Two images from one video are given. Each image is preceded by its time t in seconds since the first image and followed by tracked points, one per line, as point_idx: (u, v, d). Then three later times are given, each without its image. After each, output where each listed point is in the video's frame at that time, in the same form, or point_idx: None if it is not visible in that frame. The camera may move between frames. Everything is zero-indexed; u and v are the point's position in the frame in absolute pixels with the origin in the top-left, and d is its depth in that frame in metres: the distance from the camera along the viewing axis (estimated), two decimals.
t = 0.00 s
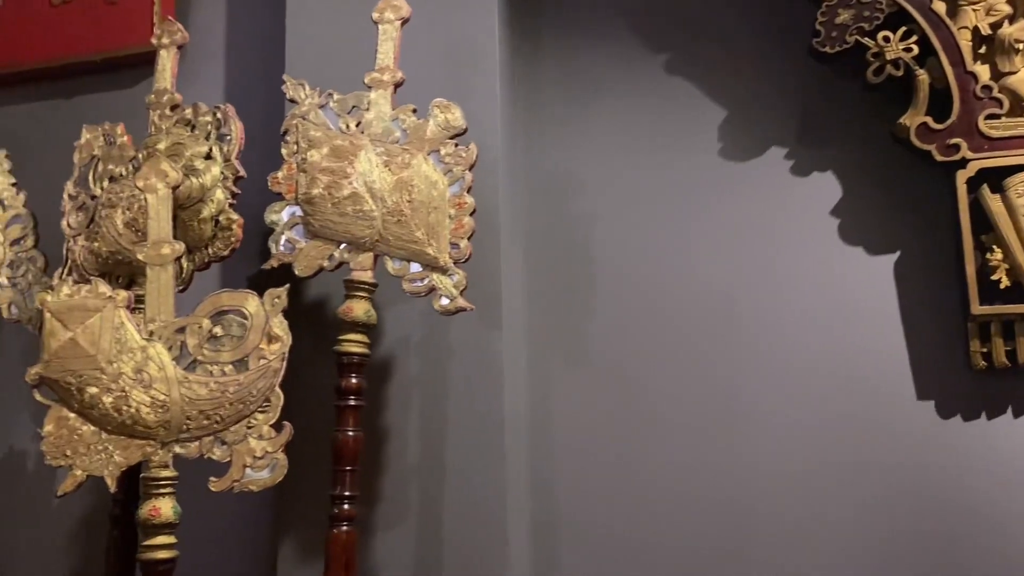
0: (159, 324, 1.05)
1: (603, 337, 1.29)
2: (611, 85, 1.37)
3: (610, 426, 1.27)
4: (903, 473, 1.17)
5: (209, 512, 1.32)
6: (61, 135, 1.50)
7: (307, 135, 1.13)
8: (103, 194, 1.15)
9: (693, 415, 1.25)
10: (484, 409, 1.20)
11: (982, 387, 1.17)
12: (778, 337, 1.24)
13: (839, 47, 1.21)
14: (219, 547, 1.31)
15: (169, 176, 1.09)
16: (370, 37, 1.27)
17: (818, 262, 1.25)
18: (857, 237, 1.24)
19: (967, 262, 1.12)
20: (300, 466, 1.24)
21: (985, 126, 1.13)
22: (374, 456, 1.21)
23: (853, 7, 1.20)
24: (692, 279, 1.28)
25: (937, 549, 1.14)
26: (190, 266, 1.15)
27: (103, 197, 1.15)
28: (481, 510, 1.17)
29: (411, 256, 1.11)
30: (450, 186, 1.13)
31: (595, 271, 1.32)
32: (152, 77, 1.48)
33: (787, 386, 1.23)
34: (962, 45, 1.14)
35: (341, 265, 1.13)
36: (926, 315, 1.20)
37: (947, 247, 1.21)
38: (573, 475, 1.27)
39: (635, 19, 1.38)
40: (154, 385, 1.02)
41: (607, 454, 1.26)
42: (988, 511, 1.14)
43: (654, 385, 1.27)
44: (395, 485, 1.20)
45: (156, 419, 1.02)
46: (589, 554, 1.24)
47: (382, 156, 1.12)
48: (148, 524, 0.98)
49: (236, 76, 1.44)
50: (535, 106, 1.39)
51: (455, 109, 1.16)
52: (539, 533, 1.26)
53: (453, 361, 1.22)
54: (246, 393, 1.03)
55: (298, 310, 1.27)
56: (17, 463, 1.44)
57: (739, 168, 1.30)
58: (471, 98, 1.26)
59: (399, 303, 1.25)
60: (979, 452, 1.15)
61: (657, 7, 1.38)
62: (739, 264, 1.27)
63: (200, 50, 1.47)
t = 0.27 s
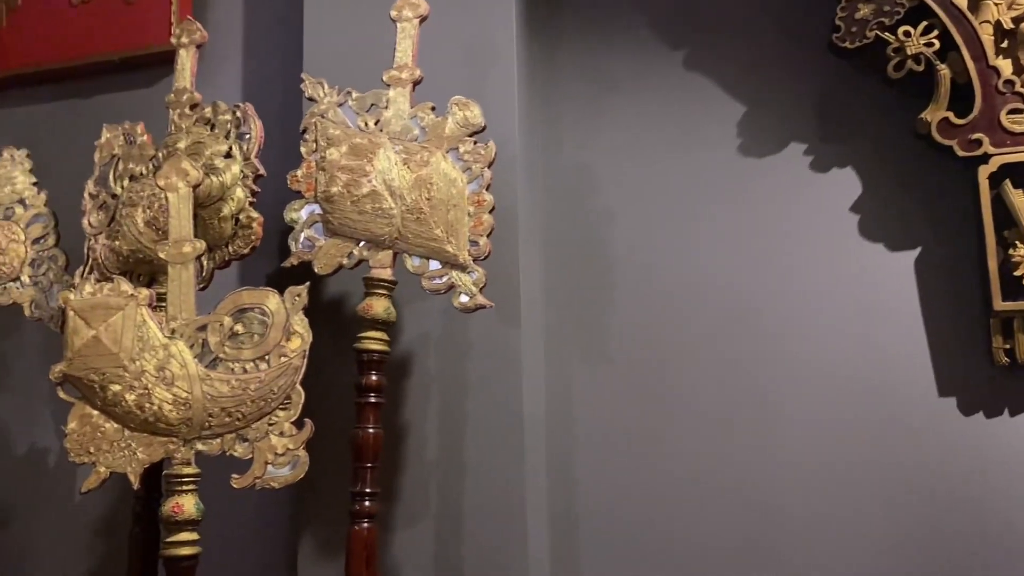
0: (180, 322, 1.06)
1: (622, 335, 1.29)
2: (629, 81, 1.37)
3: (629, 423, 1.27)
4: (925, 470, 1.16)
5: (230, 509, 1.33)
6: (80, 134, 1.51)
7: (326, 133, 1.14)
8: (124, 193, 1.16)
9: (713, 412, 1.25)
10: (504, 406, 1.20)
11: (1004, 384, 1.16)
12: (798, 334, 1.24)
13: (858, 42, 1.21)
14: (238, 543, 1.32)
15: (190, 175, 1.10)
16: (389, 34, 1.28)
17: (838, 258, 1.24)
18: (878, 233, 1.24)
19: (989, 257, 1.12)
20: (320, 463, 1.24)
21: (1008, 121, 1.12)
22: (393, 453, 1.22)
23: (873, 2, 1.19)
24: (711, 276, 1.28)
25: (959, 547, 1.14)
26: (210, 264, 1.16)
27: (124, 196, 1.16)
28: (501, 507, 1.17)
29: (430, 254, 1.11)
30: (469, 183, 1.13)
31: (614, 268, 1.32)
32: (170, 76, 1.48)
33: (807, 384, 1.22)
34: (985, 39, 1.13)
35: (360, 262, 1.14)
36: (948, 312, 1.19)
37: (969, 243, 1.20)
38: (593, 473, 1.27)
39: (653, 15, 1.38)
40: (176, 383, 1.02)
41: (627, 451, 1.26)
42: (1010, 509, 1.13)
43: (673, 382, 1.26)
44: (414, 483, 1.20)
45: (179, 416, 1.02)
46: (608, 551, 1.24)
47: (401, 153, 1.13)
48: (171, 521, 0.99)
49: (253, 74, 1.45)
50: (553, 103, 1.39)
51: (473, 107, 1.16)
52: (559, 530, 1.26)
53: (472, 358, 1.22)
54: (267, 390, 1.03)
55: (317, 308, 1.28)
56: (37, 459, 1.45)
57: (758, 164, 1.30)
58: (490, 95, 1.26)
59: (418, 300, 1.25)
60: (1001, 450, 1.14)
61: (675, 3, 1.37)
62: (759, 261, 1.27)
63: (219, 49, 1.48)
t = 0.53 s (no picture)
0: (201, 322, 1.07)
1: (640, 334, 1.29)
2: (647, 80, 1.37)
3: (646, 423, 1.27)
4: (946, 470, 1.16)
5: (249, 507, 1.34)
6: (100, 134, 1.52)
7: (345, 134, 1.14)
8: (145, 195, 1.17)
9: (731, 411, 1.24)
10: (523, 405, 1.20)
11: None
12: (817, 333, 1.23)
13: (878, 41, 1.21)
14: (258, 541, 1.33)
15: (211, 176, 1.10)
16: (407, 35, 1.28)
17: (857, 257, 1.24)
18: (897, 232, 1.23)
19: (1010, 256, 1.12)
20: (339, 462, 1.25)
21: None
22: (412, 452, 1.22)
23: None
24: (728, 275, 1.28)
25: (980, 546, 1.13)
26: (231, 264, 1.17)
27: (145, 197, 1.17)
28: (520, 506, 1.17)
29: (449, 254, 1.11)
30: (487, 184, 1.14)
31: (631, 268, 1.32)
32: (189, 77, 1.49)
33: (826, 384, 1.22)
34: (1005, 36, 1.13)
35: (379, 262, 1.14)
36: (968, 310, 1.19)
37: (988, 242, 1.20)
38: (611, 472, 1.27)
39: (671, 14, 1.38)
40: (198, 382, 1.03)
41: (645, 451, 1.26)
42: None
43: (691, 382, 1.26)
44: (433, 482, 1.21)
45: (201, 416, 1.03)
46: (626, 551, 1.24)
47: (419, 154, 1.13)
48: (194, 520, 0.99)
49: (272, 75, 1.46)
50: (570, 102, 1.39)
51: (491, 107, 1.16)
52: (577, 529, 1.26)
53: (490, 358, 1.22)
54: (288, 389, 1.04)
55: (335, 307, 1.29)
56: (59, 458, 1.46)
57: (776, 162, 1.29)
58: (507, 94, 1.26)
59: (435, 299, 1.26)
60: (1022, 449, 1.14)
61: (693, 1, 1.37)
62: (777, 261, 1.27)
63: (237, 50, 1.49)
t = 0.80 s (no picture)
0: (225, 320, 1.07)
1: (660, 333, 1.29)
2: (666, 78, 1.37)
3: (667, 422, 1.27)
4: (971, 469, 1.15)
5: (271, 505, 1.35)
6: (121, 134, 1.53)
7: (366, 133, 1.15)
8: (167, 193, 1.17)
9: (753, 410, 1.24)
10: (543, 404, 1.20)
11: None
12: (839, 332, 1.23)
13: (901, 36, 1.21)
14: (280, 539, 1.33)
15: (234, 174, 1.10)
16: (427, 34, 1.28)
17: (880, 255, 1.23)
18: (920, 229, 1.22)
19: None
20: (360, 461, 1.25)
21: None
22: (433, 451, 1.22)
23: None
24: (749, 273, 1.27)
25: (1006, 546, 1.12)
26: (253, 263, 1.17)
27: (167, 196, 1.17)
28: (541, 504, 1.17)
29: (470, 252, 1.11)
30: (509, 181, 1.14)
31: (652, 266, 1.31)
32: (209, 76, 1.50)
33: (850, 382, 1.21)
34: None
35: (400, 260, 1.15)
36: (992, 308, 1.18)
37: (1013, 239, 1.19)
38: (632, 471, 1.27)
39: (691, 12, 1.38)
40: (222, 380, 1.04)
41: (666, 450, 1.26)
42: None
43: (712, 380, 1.26)
44: (454, 480, 1.21)
45: (225, 413, 1.04)
46: (648, 550, 1.24)
47: (441, 152, 1.13)
48: (218, 516, 1.00)
49: (291, 74, 1.46)
50: (590, 102, 1.40)
51: (512, 105, 1.16)
52: (598, 528, 1.26)
53: (510, 356, 1.22)
54: (311, 387, 1.04)
55: (356, 306, 1.29)
56: (81, 455, 1.47)
57: (798, 159, 1.29)
58: (526, 93, 1.26)
59: (456, 298, 1.26)
60: None
61: None
62: (798, 259, 1.26)
63: (257, 50, 1.50)
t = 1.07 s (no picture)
0: (246, 320, 1.07)
1: (680, 333, 1.29)
2: (685, 77, 1.37)
3: (687, 422, 1.27)
4: (995, 470, 1.14)
5: (291, 503, 1.35)
6: (142, 134, 1.54)
7: (386, 133, 1.15)
8: (188, 194, 1.18)
9: (773, 410, 1.24)
10: (563, 403, 1.20)
11: None
12: (861, 331, 1.22)
13: (925, 33, 1.20)
14: (300, 537, 1.34)
15: (255, 175, 1.11)
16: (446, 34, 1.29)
17: (901, 255, 1.23)
18: (943, 228, 1.22)
19: None
20: (379, 460, 1.26)
21: None
22: (452, 450, 1.23)
23: None
24: (770, 273, 1.27)
25: None
26: (274, 262, 1.18)
27: (188, 196, 1.18)
28: (561, 504, 1.17)
29: (490, 252, 1.11)
30: (529, 181, 1.14)
31: (671, 266, 1.32)
32: (228, 76, 1.50)
33: (871, 383, 1.21)
34: None
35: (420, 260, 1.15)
36: (1017, 308, 1.17)
37: None
38: (652, 470, 1.27)
39: (710, 11, 1.38)
40: (243, 379, 1.04)
41: (686, 450, 1.26)
42: None
43: (732, 381, 1.26)
44: (474, 480, 1.21)
45: (246, 413, 1.04)
46: (667, 551, 1.24)
47: (460, 152, 1.13)
48: (241, 515, 1.00)
49: (310, 74, 1.47)
50: (609, 102, 1.40)
51: (532, 105, 1.16)
52: (618, 527, 1.27)
53: (529, 356, 1.22)
54: (332, 386, 1.04)
55: (375, 305, 1.30)
56: (103, 454, 1.48)
57: (818, 158, 1.28)
58: (545, 93, 1.26)
59: (475, 297, 1.26)
60: None
61: None
62: (819, 258, 1.26)
63: (276, 51, 1.50)
